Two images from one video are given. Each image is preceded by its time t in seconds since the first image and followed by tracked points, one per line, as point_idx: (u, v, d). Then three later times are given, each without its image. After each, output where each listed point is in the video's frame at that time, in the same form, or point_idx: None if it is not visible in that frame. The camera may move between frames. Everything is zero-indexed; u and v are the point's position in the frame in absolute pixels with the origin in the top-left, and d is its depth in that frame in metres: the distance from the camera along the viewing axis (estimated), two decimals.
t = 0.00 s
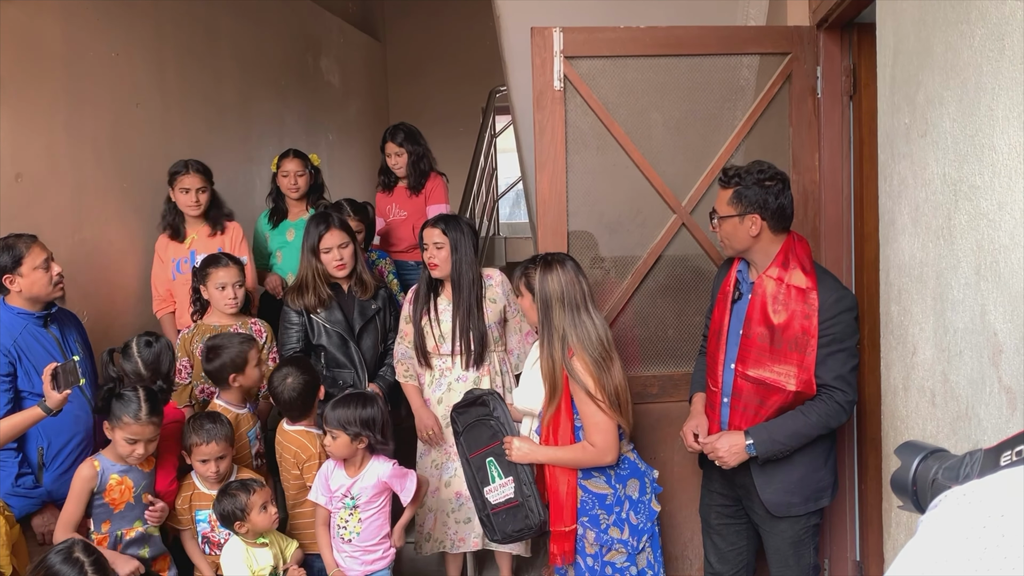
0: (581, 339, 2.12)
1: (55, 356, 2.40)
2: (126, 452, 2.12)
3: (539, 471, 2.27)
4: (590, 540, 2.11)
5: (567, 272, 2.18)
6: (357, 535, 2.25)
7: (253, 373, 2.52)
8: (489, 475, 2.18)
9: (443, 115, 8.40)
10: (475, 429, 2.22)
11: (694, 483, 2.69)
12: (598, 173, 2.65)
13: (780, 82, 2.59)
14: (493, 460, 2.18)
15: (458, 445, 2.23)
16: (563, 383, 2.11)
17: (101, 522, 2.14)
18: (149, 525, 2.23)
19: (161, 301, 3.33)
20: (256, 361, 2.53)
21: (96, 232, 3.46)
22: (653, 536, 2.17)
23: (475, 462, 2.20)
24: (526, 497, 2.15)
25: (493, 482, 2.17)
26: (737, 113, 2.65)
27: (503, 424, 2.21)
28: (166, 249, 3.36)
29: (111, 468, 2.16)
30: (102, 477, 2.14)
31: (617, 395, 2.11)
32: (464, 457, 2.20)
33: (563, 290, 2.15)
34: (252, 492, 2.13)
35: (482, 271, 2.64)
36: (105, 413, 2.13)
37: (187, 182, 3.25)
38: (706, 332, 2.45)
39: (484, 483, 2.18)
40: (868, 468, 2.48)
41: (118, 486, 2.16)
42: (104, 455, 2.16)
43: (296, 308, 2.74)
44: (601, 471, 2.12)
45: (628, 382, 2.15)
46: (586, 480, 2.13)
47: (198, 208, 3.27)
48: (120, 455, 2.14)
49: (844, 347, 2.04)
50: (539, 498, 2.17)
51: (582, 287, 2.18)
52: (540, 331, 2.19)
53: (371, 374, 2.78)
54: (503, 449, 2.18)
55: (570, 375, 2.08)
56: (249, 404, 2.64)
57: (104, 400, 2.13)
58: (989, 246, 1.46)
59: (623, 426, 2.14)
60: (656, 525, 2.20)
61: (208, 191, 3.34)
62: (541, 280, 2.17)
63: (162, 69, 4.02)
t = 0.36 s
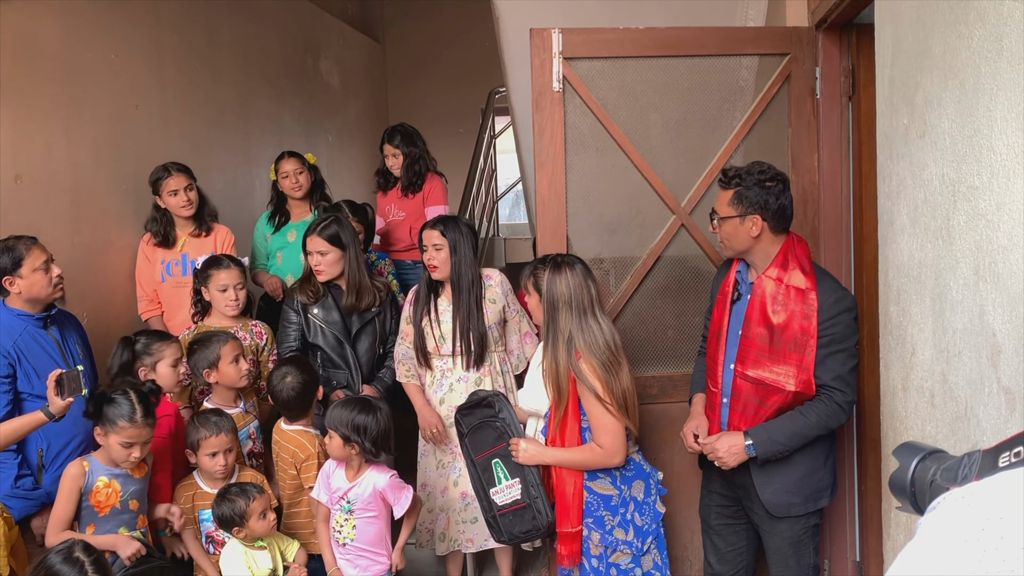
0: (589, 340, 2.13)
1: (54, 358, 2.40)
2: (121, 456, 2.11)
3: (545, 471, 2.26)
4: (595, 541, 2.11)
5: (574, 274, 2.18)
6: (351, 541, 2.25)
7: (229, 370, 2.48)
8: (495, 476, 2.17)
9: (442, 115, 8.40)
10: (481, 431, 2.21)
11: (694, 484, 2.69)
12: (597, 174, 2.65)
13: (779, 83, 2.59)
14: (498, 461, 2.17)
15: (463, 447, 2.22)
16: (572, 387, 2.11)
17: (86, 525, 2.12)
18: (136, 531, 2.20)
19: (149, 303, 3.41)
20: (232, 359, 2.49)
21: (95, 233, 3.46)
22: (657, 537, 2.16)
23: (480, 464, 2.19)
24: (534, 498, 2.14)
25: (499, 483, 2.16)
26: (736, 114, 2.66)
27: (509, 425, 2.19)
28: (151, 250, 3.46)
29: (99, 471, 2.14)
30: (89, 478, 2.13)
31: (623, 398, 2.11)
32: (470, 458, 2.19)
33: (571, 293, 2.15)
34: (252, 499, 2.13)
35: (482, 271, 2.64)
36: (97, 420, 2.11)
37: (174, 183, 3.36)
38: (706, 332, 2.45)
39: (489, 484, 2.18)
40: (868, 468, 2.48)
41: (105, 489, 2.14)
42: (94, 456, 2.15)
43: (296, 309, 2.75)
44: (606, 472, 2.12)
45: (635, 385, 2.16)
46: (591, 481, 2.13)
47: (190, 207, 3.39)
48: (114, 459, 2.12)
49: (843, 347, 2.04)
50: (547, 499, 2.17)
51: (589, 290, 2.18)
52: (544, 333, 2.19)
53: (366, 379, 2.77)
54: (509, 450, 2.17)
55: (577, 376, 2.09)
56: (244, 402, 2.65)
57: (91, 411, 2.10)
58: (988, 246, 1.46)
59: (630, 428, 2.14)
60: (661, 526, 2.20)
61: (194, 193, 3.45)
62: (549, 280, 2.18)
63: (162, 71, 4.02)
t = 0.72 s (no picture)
0: (595, 343, 2.13)
1: (56, 359, 2.41)
2: (112, 460, 2.09)
3: (548, 472, 2.26)
4: (597, 542, 2.11)
5: (580, 276, 2.17)
6: (349, 547, 2.26)
7: (221, 369, 2.48)
8: (498, 477, 2.18)
9: (443, 116, 8.41)
10: (485, 432, 2.21)
11: (696, 486, 2.68)
12: (598, 176, 2.65)
13: (781, 85, 2.60)
14: (501, 462, 2.17)
15: (466, 448, 2.22)
16: (577, 390, 2.11)
17: (77, 536, 2.11)
18: (128, 539, 2.19)
19: (149, 305, 3.41)
20: (222, 357, 2.48)
21: (97, 235, 3.47)
22: (661, 540, 2.15)
23: (482, 465, 2.20)
24: (536, 500, 2.15)
25: (501, 484, 2.17)
26: (738, 116, 2.66)
27: (513, 427, 2.19)
28: (151, 249, 3.47)
29: (84, 481, 2.13)
30: (75, 490, 2.11)
31: (629, 401, 2.11)
32: (473, 459, 2.20)
33: (577, 296, 2.15)
34: (258, 504, 2.13)
35: (484, 273, 2.64)
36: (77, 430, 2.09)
37: (181, 184, 3.36)
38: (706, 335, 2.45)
39: (492, 486, 2.19)
40: (869, 471, 2.48)
41: (91, 500, 2.12)
42: (80, 467, 2.15)
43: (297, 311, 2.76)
44: (609, 474, 2.12)
45: (641, 389, 2.16)
46: (593, 482, 2.13)
47: (195, 210, 3.40)
48: (105, 463, 2.09)
49: (844, 350, 2.04)
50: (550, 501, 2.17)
51: (596, 293, 2.17)
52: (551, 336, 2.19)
53: (361, 383, 2.76)
54: (512, 451, 2.17)
55: (582, 379, 2.09)
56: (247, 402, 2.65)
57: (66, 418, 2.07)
58: (989, 249, 1.46)
59: (635, 431, 2.14)
60: (665, 529, 2.20)
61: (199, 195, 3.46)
62: (556, 281, 2.18)
63: (164, 73, 4.03)
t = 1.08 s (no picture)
0: (611, 346, 2.13)
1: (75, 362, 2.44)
2: (130, 462, 2.11)
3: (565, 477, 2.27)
4: (613, 546, 2.11)
5: (596, 279, 2.19)
6: (364, 552, 2.25)
7: (229, 374, 2.51)
8: (513, 487, 2.16)
9: (459, 120, 8.43)
10: (498, 441, 2.21)
11: (711, 490, 2.67)
12: (613, 179, 2.65)
13: (796, 88, 2.59)
14: (517, 471, 2.16)
15: (480, 458, 2.22)
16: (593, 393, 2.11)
17: (100, 538, 2.14)
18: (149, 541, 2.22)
19: (165, 306, 3.47)
20: (230, 363, 2.50)
21: (116, 240, 3.51)
22: (677, 544, 2.15)
23: (496, 475, 2.18)
24: (556, 508, 2.12)
25: (517, 493, 2.16)
26: (753, 119, 2.65)
27: (529, 433, 2.18)
28: (170, 253, 3.53)
29: (105, 484, 2.16)
30: (95, 492, 2.14)
31: (646, 404, 2.11)
32: (486, 469, 2.19)
33: (593, 299, 2.16)
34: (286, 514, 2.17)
35: (502, 277, 2.66)
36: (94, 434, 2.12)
37: (202, 189, 3.41)
38: (721, 338, 2.44)
39: (507, 495, 2.17)
40: (887, 474, 2.46)
41: (113, 502, 2.15)
42: (99, 469, 2.17)
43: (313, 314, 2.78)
44: (626, 478, 2.12)
45: (657, 393, 2.16)
46: (610, 486, 2.13)
47: (211, 216, 3.44)
48: (123, 467, 2.11)
49: (862, 352, 2.03)
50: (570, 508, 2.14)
51: (612, 297, 2.19)
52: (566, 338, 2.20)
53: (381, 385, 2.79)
54: (527, 459, 2.16)
55: (598, 382, 2.08)
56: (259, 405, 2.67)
57: (83, 422, 2.11)
58: (1006, 251, 1.45)
59: (653, 434, 2.13)
60: (681, 534, 2.19)
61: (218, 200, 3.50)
62: (572, 283, 2.20)
63: (182, 79, 4.08)
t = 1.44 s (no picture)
0: (645, 345, 2.13)
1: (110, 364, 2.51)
2: (158, 459, 2.16)
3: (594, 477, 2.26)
4: (642, 549, 2.11)
5: (631, 279, 2.19)
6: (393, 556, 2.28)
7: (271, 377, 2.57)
8: (537, 485, 2.16)
9: (486, 123, 8.47)
10: (521, 438, 2.20)
11: (740, 492, 2.66)
12: (639, 181, 2.65)
13: (825, 88, 2.57)
14: (541, 469, 2.16)
15: (501, 454, 2.21)
16: (626, 393, 2.11)
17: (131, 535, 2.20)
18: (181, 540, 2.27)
19: (195, 309, 3.53)
20: (274, 367, 2.57)
21: (150, 244, 3.59)
22: (707, 547, 2.15)
23: (519, 473, 2.18)
24: (583, 508, 2.12)
25: (540, 492, 2.16)
26: (783, 119, 2.64)
27: (556, 433, 2.17)
28: (201, 257, 3.60)
29: (133, 483, 2.21)
30: (124, 491, 2.20)
31: (678, 405, 2.11)
32: (509, 466, 2.19)
33: (628, 298, 2.16)
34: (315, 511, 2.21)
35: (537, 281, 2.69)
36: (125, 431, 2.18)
37: (226, 195, 3.49)
38: (751, 341, 2.43)
39: (530, 493, 2.17)
40: (920, 478, 2.43)
41: (141, 500, 2.20)
42: (130, 469, 2.23)
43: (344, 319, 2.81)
44: (655, 481, 2.13)
45: (689, 395, 2.15)
46: (639, 489, 2.14)
47: (237, 220, 3.50)
48: (152, 463, 2.16)
49: (893, 355, 2.02)
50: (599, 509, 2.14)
51: (647, 297, 2.19)
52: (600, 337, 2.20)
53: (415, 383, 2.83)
54: (553, 458, 2.15)
55: (632, 382, 2.09)
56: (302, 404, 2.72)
57: (115, 418, 2.18)
58: None
59: (685, 436, 2.13)
60: (710, 537, 2.19)
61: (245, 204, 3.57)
62: (606, 286, 2.19)
63: (213, 86, 4.16)
